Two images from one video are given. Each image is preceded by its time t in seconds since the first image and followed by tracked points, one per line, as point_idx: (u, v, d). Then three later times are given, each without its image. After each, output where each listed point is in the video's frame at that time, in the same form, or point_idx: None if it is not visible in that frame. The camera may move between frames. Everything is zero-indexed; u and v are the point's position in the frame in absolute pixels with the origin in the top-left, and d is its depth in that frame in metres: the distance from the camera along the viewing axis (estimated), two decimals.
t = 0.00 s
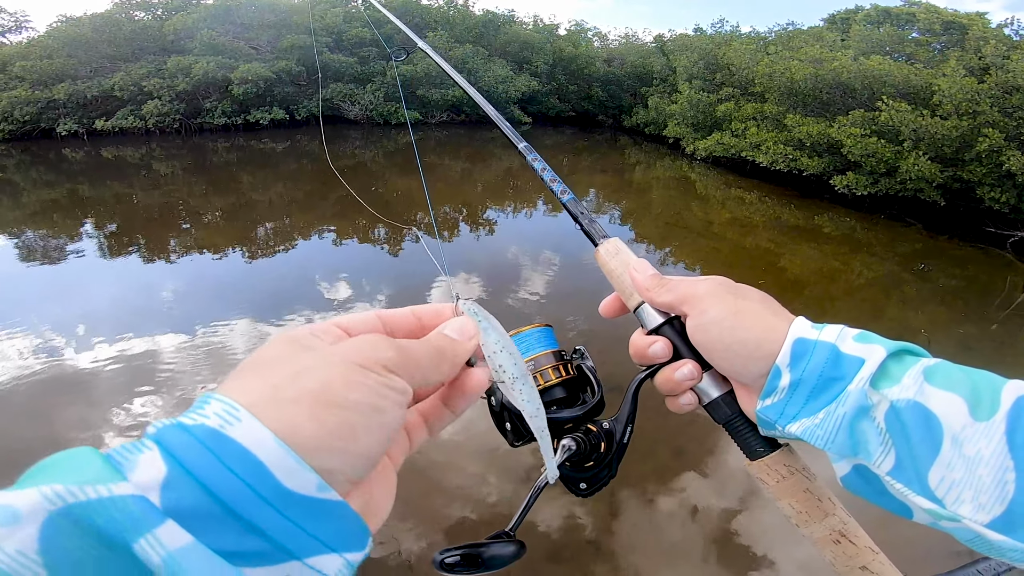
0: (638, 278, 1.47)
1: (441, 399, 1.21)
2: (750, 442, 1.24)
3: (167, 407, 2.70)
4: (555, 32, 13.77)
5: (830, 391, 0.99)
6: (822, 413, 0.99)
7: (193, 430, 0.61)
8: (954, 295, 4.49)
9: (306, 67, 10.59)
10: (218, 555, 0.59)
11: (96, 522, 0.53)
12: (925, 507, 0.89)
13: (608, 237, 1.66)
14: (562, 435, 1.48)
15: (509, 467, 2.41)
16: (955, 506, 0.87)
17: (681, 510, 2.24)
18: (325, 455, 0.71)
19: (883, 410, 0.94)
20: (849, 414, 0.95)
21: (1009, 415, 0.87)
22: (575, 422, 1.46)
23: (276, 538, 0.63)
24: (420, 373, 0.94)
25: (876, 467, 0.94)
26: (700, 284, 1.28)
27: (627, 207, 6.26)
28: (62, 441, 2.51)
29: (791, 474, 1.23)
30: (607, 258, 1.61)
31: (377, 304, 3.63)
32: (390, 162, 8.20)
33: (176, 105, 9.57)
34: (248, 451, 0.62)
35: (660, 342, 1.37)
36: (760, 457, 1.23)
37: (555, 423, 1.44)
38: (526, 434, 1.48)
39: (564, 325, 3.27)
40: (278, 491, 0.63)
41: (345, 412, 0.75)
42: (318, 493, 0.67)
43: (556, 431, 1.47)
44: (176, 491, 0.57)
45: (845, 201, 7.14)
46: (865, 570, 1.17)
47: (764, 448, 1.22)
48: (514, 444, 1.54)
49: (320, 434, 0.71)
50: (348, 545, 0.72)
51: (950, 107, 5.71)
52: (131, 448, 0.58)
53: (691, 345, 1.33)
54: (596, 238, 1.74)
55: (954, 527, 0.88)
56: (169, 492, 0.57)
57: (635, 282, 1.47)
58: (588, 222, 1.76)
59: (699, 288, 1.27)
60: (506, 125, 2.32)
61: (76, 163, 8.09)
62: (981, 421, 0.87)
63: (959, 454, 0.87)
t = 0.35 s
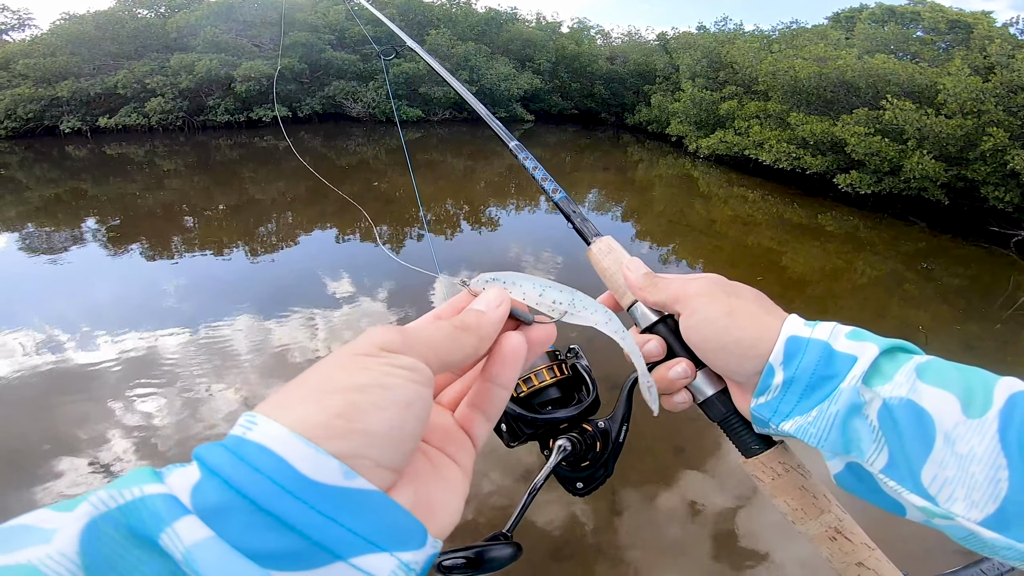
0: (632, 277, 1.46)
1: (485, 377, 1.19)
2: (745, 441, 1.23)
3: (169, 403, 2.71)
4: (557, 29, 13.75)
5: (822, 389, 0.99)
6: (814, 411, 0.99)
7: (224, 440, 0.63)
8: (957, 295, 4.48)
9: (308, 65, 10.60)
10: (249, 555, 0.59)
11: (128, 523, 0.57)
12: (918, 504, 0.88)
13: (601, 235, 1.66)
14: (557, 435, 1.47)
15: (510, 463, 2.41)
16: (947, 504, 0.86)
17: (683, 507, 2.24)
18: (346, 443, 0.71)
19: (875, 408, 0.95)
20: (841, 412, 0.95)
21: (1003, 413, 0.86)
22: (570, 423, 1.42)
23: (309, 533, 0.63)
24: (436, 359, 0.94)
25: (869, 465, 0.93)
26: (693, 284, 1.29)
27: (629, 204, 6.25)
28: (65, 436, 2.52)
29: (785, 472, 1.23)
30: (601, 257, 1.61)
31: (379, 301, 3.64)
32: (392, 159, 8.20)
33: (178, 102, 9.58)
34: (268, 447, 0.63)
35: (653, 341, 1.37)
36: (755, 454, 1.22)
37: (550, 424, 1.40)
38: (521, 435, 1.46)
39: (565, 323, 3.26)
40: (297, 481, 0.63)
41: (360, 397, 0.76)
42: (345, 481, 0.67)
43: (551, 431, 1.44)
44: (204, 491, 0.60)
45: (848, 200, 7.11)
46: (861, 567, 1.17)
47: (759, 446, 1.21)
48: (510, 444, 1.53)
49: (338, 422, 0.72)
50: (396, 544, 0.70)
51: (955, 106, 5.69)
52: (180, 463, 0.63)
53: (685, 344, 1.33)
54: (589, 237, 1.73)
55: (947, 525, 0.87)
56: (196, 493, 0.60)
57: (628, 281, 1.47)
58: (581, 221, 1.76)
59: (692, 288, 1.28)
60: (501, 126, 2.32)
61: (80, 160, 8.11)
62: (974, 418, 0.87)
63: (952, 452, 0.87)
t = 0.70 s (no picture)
0: (633, 273, 1.45)
1: (490, 378, 1.20)
2: (746, 437, 1.22)
3: (174, 397, 2.73)
4: (563, 26, 13.70)
5: (822, 385, 0.99)
6: (815, 406, 0.99)
7: (216, 434, 0.65)
8: (964, 293, 4.45)
9: (313, 61, 10.61)
10: (242, 553, 0.62)
11: (123, 520, 0.61)
12: (917, 499, 0.89)
13: (602, 232, 1.65)
14: (560, 430, 1.48)
15: (513, 460, 2.42)
16: (947, 499, 0.86)
17: (686, 505, 2.24)
18: (342, 442, 0.73)
19: (875, 404, 0.94)
20: (841, 408, 0.95)
21: (1001, 407, 0.85)
22: (572, 418, 1.43)
23: (302, 532, 0.66)
24: (436, 350, 0.94)
25: (868, 460, 0.94)
26: (694, 279, 1.29)
27: (634, 201, 6.23)
28: (73, 431, 2.55)
29: (786, 468, 1.21)
30: (602, 254, 1.60)
31: (383, 297, 3.64)
32: (397, 156, 8.20)
33: (185, 99, 9.62)
34: (261, 446, 0.65)
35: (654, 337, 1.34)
36: (757, 450, 1.21)
37: (552, 420, 1.41)
38: (524, 430, 1.46)
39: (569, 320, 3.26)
40: (291, 481, 0.65)
41: (356, 395, 0.78)
42: (338, 482, 0.69)
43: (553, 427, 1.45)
44: (197, 490, 0.63)
45: (855, 198, 7.07)
46: (861, 562, 1.18)
47: (760, 442, 1.20)
48: (513, 441, 1.54)
49: (335, 421, 0.74)
50: (388, 545, 0.73)
51: (964, 104, 5.64)
52: (168, 458, 0.67)
53: (686, 338, 1.30)
54: (590, 234, 1.72)
55: (947, 520, 0.88)
56: (190, 492, 0.63)
57: (629, 277, 1.46)
58: (582, 218, 1.75)
59: (692, 284, 1.28)
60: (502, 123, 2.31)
61: (87, 156, 8.16)
62: (973, 413, 0.86)
63: (950, 447, 0.86)
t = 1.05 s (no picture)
0: (631, 275, 1.44)
1: (486, 373, 1.20)
2: (746, 439, 1.20)
3: (180, 394, 2.74)
4: (567, 24, 13.67)
5: (821, 387, 0.99)
6: (814, 408, 0.99)
7: (197, 423, 0.67)
8: (969, 292, 4.43)
9: (317, 59, 10.63)
10: (220, 541, 0.63)
11: (105, 506, 0.61)
12: (916, 502, 0.90)
13: (601, 234, 1.64)
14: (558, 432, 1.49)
15: (515, 458, 2.42)
16: (944, 501, 0.87)
17: (689, 504, 2.23)
18: (324, 438, 0.75)
19: (873, 406, 0.94)
20: (839, 410, 0.96)
21: (998, 410, 0.85)
22: (571, 421, 1.43)
23: (278, 526, 0.67)
24: (431, 344, 0.93)
25: (867, 462, 0.94)
26: (692, 280, 1.27)
27: (638, 199, 6.22)
28: (78, 428, 2.56)
29: (784, 470, 1.22)
30: (600, 255, 1.59)
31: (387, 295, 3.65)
32: (400, 153, 8.20)
33: (190, 97, 9.64)
34: (241, 438, 0.66)
35: (653, 339, 1.33)
36: (756, 452, 1.21)
37: (551, 423, 1.41)
38: (522, 432, 1.47)
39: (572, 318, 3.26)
40: (269, 476, 0.67)
41: (344, 394, 0.78)
42: (315, 476, 0.71)
43: (551, 429, 1.45)
44: (178, 479, 0.64)
45: (861, 196, 7.04)
46: (859, 563, 1.19)
47: (759, 444, 1.19)
48: (511, 442, 1.53)
49: (317, 418, 0.75)
50: (361, 537, 0.74)
51: (971, 103, 5.61)
52: (151, 446, 0.67)
53: (684, 341, 1.29)
54: (588, 235, 1.72)
55: (944, 522, 0.88)
56: (170, 481, 0.64)
57: (628, 279, 1.45)
58: (580, 219, 1.74)
59: (690, 285, 1.26)
60: (498, 121, 2.29)
61: (92, 154, 8.19)
62: (972, 416, 0.86)
63: (948, 450, 0.87)
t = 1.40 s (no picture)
0: (634, 285, 1.44)
1: (486, 401, 1.19)
2: (750, 446, 1.20)
3: (184, 396, 2.75)
4: (568, 27, 13.72)
5: (826, 397, 0.99)
6: (818, 418, 0.99)
7: (200, 431, 0.68)
8: (972, 295, 4.43)
9: (320, 62, 10.67)
10: (218, 549, 0.64)
11: (111, 510, 0.62)
12: (922, 509, 0.89)
13: (602, 243, 1.64)
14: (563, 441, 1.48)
15: (518, 461, 2.42)
16: (951, 508, 0.86)
17: (693, 507, 2.23)
18: (325, 452, 0.75)
19: (878, 415, 0.94)
20: (844, 419, 0.96)
21: (1003, 419, 0.85)
22: (575, 430, 1.43)
23: (276, 533, 0.68)
24: (429, 365, 0.93)
25: (872, 470, 0.94)
26: (695, 291, 1.26)
27: (639, 202, 6.23)
28: (80, 428, 2.57)
29: (789, 476, 1.23)
30: (603, 265, 1.59)
31: (390, 298, 3.66)
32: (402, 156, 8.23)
33: (193, 100, 9.69)
34: (243, 448, 0.67)
35: (656, 348, 1.30)
36: (761, 460, 1.20)
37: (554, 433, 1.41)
38: (527, 443, 1.47)
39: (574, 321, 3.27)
40: (271, 487, 0.68)
41: (343, 406, 0.78)
42: (313, 488, 0.72)
43: (556, 439, 1.45)
44: (180, 485, 0.65)
45: (863, 199, 7.04)
46: (865, 568, 1.18)
47: (764, 451, 1.18)
48: (516, 452, 1.53)
49: (316, 432, 0.75)
50: (352, 545, 0.75)
51: (973, 105, 5.61)
52: (154, 453, 0.68)
53: (688, 350, 1.28)
54: (590, 245, 1.72)
55: (952, 529, 0.87)
56: (173, 487, 0.65)
57: (630, 289, 1.45)
58: (582, 228, 1.74)
59: (693, 296, 1.25)
60: (495, 127, 2.29)
61: (97, 156, 8.24)
62: (977, 425, 0.86)
63: (954, 459, 0.86)
